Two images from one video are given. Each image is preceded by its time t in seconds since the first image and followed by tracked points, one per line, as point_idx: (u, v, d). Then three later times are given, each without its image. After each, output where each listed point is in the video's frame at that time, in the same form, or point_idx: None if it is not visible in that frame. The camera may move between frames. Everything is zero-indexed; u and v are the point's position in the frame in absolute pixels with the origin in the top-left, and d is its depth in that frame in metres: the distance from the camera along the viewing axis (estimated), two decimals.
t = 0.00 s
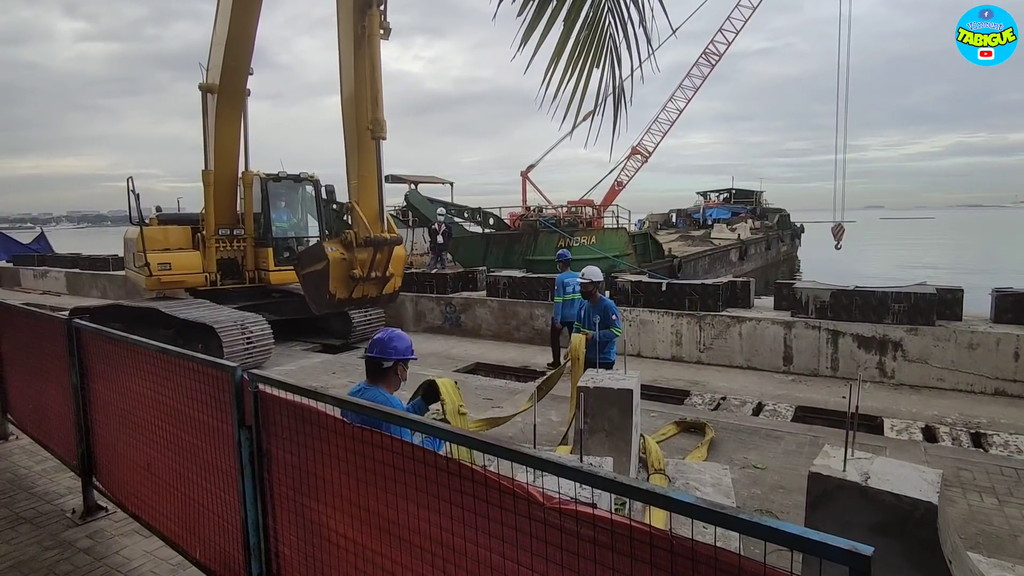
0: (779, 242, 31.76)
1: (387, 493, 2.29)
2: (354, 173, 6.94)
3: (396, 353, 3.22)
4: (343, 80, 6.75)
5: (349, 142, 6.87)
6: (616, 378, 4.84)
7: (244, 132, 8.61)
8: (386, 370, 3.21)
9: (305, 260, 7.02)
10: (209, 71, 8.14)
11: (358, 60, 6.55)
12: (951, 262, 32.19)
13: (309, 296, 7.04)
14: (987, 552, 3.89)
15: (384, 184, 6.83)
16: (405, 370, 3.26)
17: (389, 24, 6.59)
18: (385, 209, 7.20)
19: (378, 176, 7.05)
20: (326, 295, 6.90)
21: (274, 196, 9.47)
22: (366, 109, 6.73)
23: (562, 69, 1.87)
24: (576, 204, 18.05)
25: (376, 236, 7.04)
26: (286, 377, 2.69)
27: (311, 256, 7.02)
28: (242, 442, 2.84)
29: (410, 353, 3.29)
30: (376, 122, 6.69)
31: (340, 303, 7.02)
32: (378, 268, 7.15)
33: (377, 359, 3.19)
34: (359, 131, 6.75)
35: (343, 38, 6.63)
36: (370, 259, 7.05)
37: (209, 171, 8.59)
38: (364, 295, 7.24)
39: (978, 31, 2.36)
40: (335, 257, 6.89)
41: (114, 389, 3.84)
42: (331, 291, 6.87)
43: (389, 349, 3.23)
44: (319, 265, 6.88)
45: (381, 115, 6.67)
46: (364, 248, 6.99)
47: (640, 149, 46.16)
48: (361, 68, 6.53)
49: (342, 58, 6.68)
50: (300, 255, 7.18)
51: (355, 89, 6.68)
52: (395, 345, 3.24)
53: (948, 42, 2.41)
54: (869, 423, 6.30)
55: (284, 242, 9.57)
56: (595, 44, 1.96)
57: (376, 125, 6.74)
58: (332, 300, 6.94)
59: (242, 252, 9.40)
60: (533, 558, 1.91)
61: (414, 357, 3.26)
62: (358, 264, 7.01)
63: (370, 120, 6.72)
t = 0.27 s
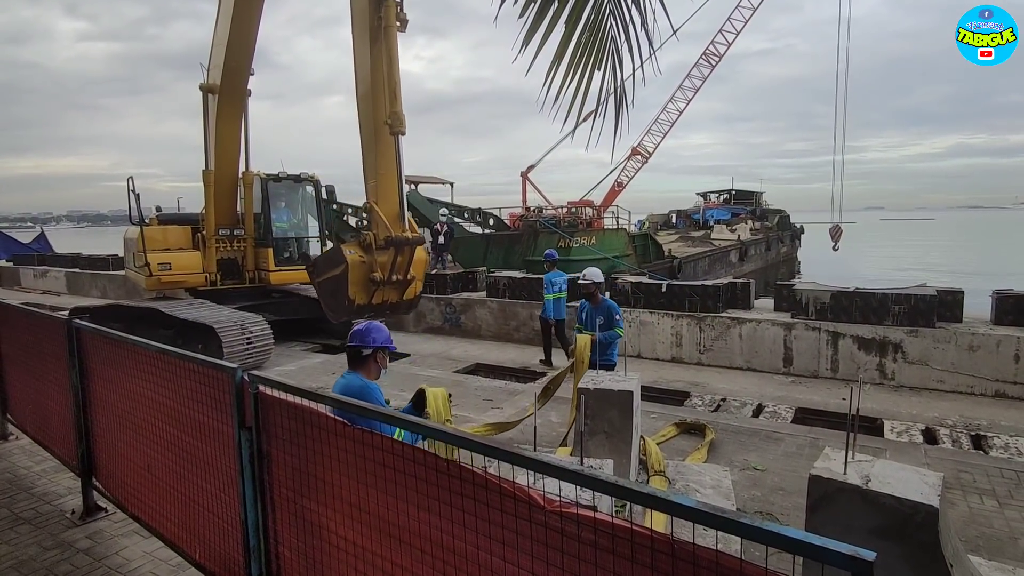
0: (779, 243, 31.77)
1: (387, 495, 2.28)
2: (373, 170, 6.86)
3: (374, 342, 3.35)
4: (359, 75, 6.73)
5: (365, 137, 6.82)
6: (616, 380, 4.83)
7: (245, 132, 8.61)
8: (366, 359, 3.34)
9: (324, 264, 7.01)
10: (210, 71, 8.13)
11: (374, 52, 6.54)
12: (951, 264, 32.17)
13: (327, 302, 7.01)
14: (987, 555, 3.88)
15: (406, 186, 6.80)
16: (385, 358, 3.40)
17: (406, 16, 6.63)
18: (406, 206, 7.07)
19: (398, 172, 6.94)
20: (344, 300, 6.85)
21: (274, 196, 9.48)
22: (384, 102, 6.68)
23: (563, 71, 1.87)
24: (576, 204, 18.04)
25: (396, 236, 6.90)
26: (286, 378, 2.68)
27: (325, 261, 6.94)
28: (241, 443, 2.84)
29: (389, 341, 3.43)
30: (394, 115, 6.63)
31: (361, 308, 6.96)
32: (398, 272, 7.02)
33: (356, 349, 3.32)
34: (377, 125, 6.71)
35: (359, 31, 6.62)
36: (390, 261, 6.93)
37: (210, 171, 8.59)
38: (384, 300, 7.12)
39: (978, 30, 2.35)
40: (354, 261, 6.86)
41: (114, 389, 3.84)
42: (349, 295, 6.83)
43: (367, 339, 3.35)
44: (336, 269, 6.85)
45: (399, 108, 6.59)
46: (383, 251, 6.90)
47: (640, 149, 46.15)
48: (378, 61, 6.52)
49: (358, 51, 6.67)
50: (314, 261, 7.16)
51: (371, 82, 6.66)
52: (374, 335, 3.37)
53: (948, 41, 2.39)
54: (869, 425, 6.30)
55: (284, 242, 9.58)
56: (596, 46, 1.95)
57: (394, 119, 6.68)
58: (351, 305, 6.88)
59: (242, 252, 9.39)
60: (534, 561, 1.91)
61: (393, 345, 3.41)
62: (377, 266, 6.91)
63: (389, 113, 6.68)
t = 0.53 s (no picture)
0: (776, 244, 31.81)
1: (383, 498, 2.28)
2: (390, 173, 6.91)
3: (356, 341, 3.35)
4: (376, 77, 6.80)
5: (381, 139, 6.89)
6: (613, 382, 4.82)
7: (243, 132, 8.58)
8: (349, 358, 3.34)
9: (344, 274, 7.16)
10: (208, 71, 8.11)
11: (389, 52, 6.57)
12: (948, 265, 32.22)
13: (347, 311, 7.15)
14: (983, 557, 3.89)
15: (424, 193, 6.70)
16: (369, 355, 3.40)
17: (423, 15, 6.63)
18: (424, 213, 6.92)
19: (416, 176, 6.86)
20: (361, 310, 6.98)
21: (272, 196, 9.44)
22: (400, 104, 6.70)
23: (562, 74, 1.87)
24: (574, 205, 18.05)
25: (414, 244, 6.88)
26: (282, 380, 2.68)
27: (343, 271, 7.16)
28: (238, 445, 2.83)
29: (372, 340, 3.43)
30: (411, 116, 6.47)
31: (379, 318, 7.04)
32: (417, 282, 7.03)
33: (338, 350, 3.34)
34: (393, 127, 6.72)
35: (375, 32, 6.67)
36: (408, 270, 6.97)
37: (208, 171, 8.57)
38: (402, 312, 7.12)
39: (978, 31, 2.34)
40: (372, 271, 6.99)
41: (110, 391, 3.82)
42: (367, 305, 6.92)
43: (349, 338, 3.36)
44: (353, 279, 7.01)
45: (416, 108, 6.40)
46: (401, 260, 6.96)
47: (638, 150, 46.18)
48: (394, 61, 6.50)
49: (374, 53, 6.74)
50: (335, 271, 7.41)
51: (387, 84, 6.71)
52: (356, 334, 3.38)
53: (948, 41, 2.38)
54: (866, 427, 6.31)
55: (282, 243, 9.57)
56: (594, 48, 1.95)
57: (411, 120, 6.50)
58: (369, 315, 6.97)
59: (239, 253, 9.38)
60: (531, 565, 1.90)
61: (376, 343, 3.40)
62: (396, 275, 7.01)
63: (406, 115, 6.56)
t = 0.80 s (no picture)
0: (771, 245, 31.90)
1: (378, 499, 2.27)
2: (402, 176, 6.94)
3: (344, 346, 3.33)
4: (385, 79, 6.73)
5: (392, 142, 6.85)
6: (608, 382, 4.82)
7: (238, 131, 8.54)
8: (336, 363, 3.33)
9: (353, 284, 6.88)
10: (203, 70, 8.08)
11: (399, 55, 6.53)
12: (942, 266, 32.36)
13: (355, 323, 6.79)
14: (977, 557, 3.90)
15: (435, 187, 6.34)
16: (356, 360, 3.37)
17: (432, 14, 6.55)
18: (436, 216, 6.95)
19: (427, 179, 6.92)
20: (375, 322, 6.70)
21: (267, 196, 9.39)
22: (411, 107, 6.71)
23: (557, 73, 1.87)
24: (570, 206, 18.05)
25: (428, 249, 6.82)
26: (276, 380, 2.66)
27: (353, 281, 6.86)
28: (231, 445, 2.81)
29: (359, 345, 3.39)
30: (423, 117, 6.50)
31: (394, 329, 6.86)
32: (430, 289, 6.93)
33: (324, 354, 3.30)
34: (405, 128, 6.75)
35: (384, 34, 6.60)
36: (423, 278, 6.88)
37: (203, 170, 8.53)
38: (415, 320, 6.99)
39: (978, 30, 2.35)
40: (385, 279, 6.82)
41: (102, 391, 3.80)
42: (381, 313, 6.75)
43: (337, 342, 3.33)
44: (366, 289, 6.72)
45: (428, 108, 6.42)
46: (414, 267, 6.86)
47: (634, 151, 46.24)
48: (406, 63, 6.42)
49: (383, 55, 6.68)
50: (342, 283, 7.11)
51: (397, 86, 6.66)
52: (343, 338, 3.34)
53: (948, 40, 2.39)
54: (860, 428, 6.32)
55: (277, 242, 9.53)
56: (590, 48, 1.95)
57: (424, 121, 6.53)
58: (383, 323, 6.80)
59: (234, 252, 9.36)
60: (525, 566, 1.89)
61: (363, 349, 3.37)
62: (410, 283, 6.88)
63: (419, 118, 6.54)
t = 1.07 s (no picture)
0: (765, 245, 32.01)
1: (372, 498, 2.27)
2: (408, 174, 5.51)
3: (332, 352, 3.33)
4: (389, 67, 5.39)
5: (397, 140, 5.50)
6: (603, 382, 4.83)
7: (232, 130, 8.51)
8: (323, 369, 3.31)
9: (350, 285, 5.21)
10: (198, 69, 8.04)
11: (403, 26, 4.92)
12: (935, 267, 32.54)
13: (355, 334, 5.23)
14: (968, 555, 3.93)
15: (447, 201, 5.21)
16: (342, 365, 3.38)
17: None
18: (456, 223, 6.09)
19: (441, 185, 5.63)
20: (382, 328, 5.09)
21: (261, 195, 9.37)
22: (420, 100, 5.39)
23: (552, 73, 1.87)
24: (565, 206, 18.07)
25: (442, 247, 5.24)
26: (270, 380, 2.66)
27: (354, 281, 5.20)
28: (225, 445, 2.80)
29: (345, 349, 3.40)
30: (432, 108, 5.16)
31: (401, 338, 5.16)
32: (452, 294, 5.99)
33: (312, 361, 3.30)
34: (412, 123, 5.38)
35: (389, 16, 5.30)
36: (437, 279, 5.25)
37: (197, 169, 8.49)
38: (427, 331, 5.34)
39: (978, 30, 2.37)
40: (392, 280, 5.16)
41: (94, 391, 3.78)
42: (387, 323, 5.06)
43: (324, 346, 3.33)
44: (372, 290, 5.12)
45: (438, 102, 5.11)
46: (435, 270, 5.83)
47: (629, 151, 46.32)
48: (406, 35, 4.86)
49: (385, 36, 5.33)
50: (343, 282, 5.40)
51: (404, 76, 5.32)
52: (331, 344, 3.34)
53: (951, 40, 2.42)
54: (853, 427, 6.35)
55: (271, 242, 9.49)
56: (584, 48, 1.96)
57: (432, 114, 5.20)
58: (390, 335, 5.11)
59: (228, 252, 9.32)
60: (519, 565, 1.90)
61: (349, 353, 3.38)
62: (421, 286, 5.24)
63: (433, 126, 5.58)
